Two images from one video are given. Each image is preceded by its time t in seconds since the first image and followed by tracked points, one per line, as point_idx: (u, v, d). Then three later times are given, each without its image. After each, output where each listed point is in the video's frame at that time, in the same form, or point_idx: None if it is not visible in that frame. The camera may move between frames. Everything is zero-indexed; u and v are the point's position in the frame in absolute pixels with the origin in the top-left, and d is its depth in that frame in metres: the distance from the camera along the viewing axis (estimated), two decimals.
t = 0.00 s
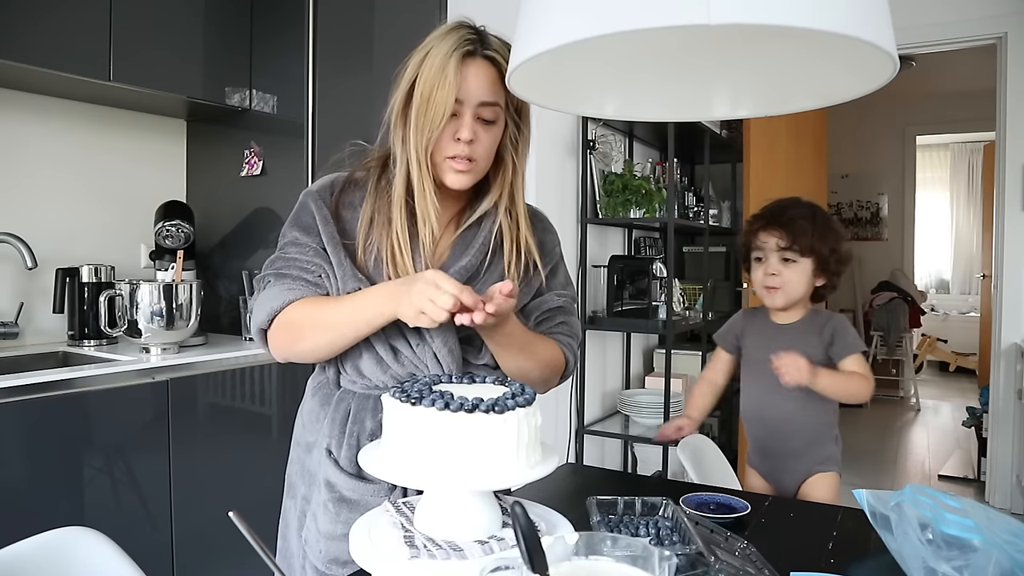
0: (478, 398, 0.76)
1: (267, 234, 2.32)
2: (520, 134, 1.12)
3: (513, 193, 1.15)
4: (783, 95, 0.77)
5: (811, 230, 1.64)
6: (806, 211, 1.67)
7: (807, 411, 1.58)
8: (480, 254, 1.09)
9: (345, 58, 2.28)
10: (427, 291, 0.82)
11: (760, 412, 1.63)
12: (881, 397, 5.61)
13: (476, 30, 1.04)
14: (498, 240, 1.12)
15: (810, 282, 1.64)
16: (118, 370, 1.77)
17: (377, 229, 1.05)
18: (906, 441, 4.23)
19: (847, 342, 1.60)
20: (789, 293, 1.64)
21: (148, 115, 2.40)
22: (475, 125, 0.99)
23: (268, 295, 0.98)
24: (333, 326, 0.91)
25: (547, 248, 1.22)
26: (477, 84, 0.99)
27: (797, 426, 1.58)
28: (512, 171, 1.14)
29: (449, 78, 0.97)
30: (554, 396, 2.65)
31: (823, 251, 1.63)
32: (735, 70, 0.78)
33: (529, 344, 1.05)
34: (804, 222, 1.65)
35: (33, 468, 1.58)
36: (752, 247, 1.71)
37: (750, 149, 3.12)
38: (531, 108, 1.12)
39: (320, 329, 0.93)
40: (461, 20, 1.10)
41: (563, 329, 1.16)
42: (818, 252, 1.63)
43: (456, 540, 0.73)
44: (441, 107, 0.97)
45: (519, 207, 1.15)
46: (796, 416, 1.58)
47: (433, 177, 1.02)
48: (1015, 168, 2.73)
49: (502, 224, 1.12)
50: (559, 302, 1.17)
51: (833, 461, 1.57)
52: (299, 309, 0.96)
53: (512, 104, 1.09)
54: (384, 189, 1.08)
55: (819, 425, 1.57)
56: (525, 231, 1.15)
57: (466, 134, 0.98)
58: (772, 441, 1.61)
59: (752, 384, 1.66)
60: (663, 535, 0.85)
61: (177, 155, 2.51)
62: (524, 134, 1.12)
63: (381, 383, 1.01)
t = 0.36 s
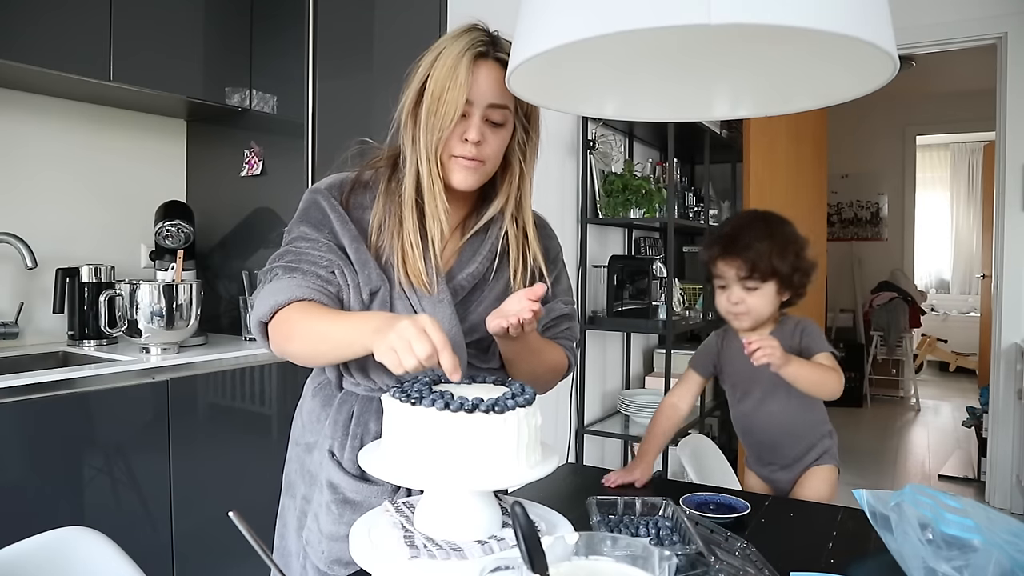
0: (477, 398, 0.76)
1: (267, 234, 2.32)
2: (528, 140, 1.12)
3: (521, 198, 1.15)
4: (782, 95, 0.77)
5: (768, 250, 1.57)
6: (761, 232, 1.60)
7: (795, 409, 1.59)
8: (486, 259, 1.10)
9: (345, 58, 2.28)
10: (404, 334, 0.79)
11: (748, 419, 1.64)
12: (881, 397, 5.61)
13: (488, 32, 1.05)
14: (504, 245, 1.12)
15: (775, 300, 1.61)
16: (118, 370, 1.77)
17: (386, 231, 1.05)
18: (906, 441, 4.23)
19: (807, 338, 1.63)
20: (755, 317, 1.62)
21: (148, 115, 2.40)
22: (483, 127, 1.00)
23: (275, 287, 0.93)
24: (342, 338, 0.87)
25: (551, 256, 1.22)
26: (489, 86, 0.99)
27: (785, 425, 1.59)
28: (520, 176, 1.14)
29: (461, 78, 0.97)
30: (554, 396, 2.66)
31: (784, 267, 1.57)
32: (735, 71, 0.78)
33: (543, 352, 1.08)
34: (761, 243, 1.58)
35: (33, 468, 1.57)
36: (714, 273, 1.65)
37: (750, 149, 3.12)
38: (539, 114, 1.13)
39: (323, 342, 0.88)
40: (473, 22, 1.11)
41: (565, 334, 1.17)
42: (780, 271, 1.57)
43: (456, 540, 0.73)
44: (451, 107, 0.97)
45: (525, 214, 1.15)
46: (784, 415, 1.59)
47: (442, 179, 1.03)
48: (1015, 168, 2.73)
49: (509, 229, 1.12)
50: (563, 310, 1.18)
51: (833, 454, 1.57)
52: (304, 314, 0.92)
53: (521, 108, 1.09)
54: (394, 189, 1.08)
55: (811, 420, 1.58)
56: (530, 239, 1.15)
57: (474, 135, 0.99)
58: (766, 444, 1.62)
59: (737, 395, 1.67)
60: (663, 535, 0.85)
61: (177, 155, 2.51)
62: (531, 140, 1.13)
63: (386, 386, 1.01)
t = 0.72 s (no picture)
0: (477, 398, 0.76)
1: (267, 234, 2.32)
2: (527, 140, 1.12)
3: (521, 199, 1.15)
4: (782, 95, 0.77)
5: (730, 275, 1.48)
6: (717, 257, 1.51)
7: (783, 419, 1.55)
8: (488, 262, 1.10)
9: (345, 57, 2.28)
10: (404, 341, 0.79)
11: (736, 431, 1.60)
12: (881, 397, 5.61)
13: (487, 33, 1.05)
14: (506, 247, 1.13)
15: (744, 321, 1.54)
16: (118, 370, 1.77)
17: (386, 233, 1.05)
18: (906, 442, 4.23)
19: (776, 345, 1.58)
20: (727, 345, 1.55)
21: (148, 115, 2.40)
22: (482, 128, 1.00)
23: (274, 291, 0.94)
24: (342, 343, 0.87)
25: (552, 258, 1.22)
26: (488, 86, 0.99)
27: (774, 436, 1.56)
28: (520, 177, 1.14)
29: (459, 79, 0.97)
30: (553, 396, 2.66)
31: (750, 284, 1.49)
32: (735, 70, 0.78)
33: (545, 353, 1.09)
34: (721, 270, 1.49)
35: (32, 468, 1.57)
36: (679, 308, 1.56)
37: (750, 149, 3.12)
38: (539, 114, 1.13)
39: (323, 346, 0.88)
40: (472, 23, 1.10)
41: (566, 335, 1.18)
42: (745, 290, 1.49)
43: (456, 540, 0.73)
44: (450, 108, 0.97)
45: (526, 216, 1.15)
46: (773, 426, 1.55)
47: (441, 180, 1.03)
48: (1015, 168, 2.73)
49: (510, 231, 1.12)
50: (564, 311, 1.18)
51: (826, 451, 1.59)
52: (304, 317, 0.91)
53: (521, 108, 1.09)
54: (395, 190, 1.08)
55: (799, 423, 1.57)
56: (531, 240, 1.15)
57: (473, 136, 0.99)
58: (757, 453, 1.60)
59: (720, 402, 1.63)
60: (663, 535, 0.86)
61: (177, 155, 2.51)
62: (531, 140, 1.12)
63: (387, 388, 1.01)
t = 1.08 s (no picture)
0: (477, 398, 0.76)
1: (267, 234, 2.32)
2: (525, 140, 1.12)
3: (519, 198, 1.15)
4: (782, 95, 0.77)
5: (700, 266, 1.48)
6: (690, 249, 1.52)
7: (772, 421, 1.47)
8: (487, 262, 1.10)
9: (345, 57, 2.28)
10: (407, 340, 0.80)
11: (725, 436, 1.52)
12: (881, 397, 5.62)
13: (482, 32, 1.05)
14: (505, 247, 1.13)
15: (718, 316, 1.52)
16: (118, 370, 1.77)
17: (383, 234, 1.05)
18: (906, 441, 4.23)
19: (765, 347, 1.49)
20: (700, 338, 1.53)
21: (148, 115, 2.40)
22: (478, 128, 1.00)
23: (268, 294, 0.94)
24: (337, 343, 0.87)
25: (551, 257, 1.22)
26: (484, 86, 0.99)
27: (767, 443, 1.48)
28: (518, 176, 1.14)
29: (455, 79, 0.97)
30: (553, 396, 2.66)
31: (721, 280, 1.48)
32: (735, 71, 0.78)
33: (545, 354, 1.09)
34: (692, 261, 1.49)
35: (32, 468, 1.57)
36: (653, 297, 1.57)
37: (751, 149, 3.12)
38: (536, 114, 1.13)
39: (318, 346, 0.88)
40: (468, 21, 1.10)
41: (565, 333, 1.18)
42: (715, 286, 1.47)
43: (456, 540, 0.73)
44: (446, 108, 0.97)
45: (524, 215, 1.15)
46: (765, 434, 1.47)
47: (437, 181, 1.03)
48: (1015, 167, 2.73)
49: (508, 231, 1.12)
50: (565, 310, 1.18)
51: (825, 454, 1.51)
52: (300, 317, 0.92)
53: (518, 107, 1.09)
54: (393, 191, 1.08)
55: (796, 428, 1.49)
56: (530, 239, 1.15)
57: (469, 136, 0.99)
58: (748, 459, 1.52)
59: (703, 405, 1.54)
60: (663, 535, 0.86)
61: (177, 155, 2.51)
62: (529, 140, 1.12)
63: (386, 388, 1.01)
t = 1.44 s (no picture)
0: (477, 398, 0.76)
1: (267, 234, 2.32)
2: (511, 133, 1.11)
3: (509, 190, 1.14)
4: (781, 95, 0.77)
5: (700, 257, 1.49)
6: (693, 238, 1.54)
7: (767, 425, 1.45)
8: (479, 256, 1.10)
9: (345, 57, 2.28)
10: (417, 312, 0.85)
11: (723, 438, 1.51)
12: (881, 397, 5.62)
13: (464, 28, 1.04)
14: (497, 240, 1.12)
15: (711, 310, 1.51)
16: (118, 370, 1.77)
17: (373, 231, 1.05)
18: (906, 441, 4.23)
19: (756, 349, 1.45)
20: (687, 327, 1.52)
21: (148, 115, 2.40)
22: (463, 125, 0.99)
23: (262, 307, 0.99)
24: (344, 334, 0.90)
25: (546, 247, 1.22)
26: (465, 84, 0.98)
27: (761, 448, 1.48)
28: (508, 169, 1.14)
29: (437, 77, 0.97)
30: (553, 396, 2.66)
31: (720, 277, 1.49)
32: (735, 70, 0.78)
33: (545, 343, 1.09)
34: (694, 250, 1.51)
35: (31, 469, 1.57)
36: (648, 281, 1.58)
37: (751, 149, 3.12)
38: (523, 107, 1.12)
39: (323, 339, 0.91)
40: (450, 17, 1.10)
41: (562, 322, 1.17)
42: (712, 281, 1.48)
43: (456, 540, 0.73)
44: (428, 107, 0.97)
45: (515, 208, 1.15)
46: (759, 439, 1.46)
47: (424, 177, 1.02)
48: (1015, 167, 2.73)
49: (500, 224, 1.12)
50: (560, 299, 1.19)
51: (824, 454, 1.50)
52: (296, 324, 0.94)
53: (503, 102, 1.08)
54: (382, 189, 1.07)
55: (792, 432, 1.48)
56: (521, 231, 1.15)
57: (454, 134, 0.98)
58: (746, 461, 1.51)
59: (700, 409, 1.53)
60: (663, 535, 0.86)
61: (177, 155, 2.51)
62: (515, 133, 1.11)
63: (385, 385, 1.01)
